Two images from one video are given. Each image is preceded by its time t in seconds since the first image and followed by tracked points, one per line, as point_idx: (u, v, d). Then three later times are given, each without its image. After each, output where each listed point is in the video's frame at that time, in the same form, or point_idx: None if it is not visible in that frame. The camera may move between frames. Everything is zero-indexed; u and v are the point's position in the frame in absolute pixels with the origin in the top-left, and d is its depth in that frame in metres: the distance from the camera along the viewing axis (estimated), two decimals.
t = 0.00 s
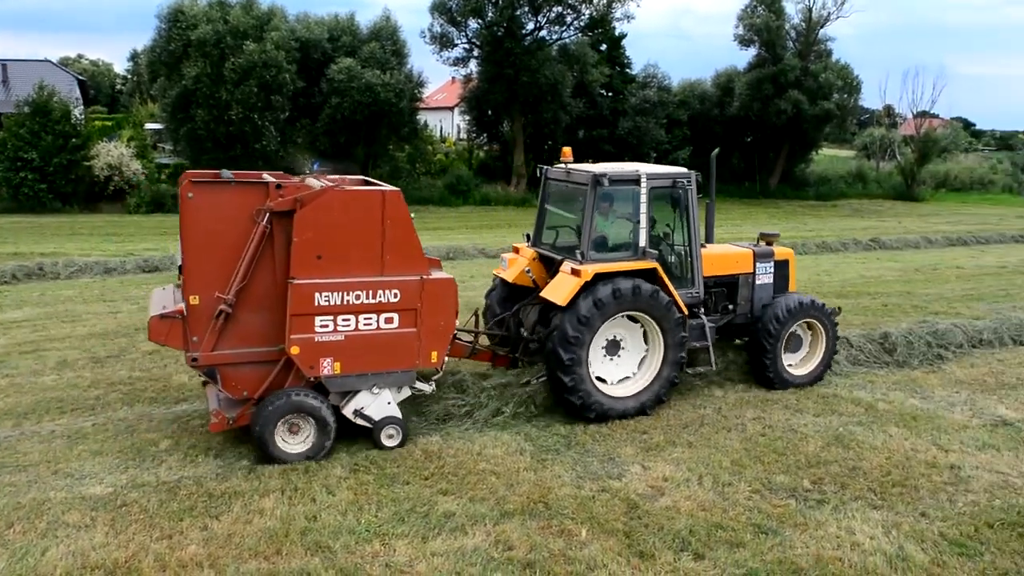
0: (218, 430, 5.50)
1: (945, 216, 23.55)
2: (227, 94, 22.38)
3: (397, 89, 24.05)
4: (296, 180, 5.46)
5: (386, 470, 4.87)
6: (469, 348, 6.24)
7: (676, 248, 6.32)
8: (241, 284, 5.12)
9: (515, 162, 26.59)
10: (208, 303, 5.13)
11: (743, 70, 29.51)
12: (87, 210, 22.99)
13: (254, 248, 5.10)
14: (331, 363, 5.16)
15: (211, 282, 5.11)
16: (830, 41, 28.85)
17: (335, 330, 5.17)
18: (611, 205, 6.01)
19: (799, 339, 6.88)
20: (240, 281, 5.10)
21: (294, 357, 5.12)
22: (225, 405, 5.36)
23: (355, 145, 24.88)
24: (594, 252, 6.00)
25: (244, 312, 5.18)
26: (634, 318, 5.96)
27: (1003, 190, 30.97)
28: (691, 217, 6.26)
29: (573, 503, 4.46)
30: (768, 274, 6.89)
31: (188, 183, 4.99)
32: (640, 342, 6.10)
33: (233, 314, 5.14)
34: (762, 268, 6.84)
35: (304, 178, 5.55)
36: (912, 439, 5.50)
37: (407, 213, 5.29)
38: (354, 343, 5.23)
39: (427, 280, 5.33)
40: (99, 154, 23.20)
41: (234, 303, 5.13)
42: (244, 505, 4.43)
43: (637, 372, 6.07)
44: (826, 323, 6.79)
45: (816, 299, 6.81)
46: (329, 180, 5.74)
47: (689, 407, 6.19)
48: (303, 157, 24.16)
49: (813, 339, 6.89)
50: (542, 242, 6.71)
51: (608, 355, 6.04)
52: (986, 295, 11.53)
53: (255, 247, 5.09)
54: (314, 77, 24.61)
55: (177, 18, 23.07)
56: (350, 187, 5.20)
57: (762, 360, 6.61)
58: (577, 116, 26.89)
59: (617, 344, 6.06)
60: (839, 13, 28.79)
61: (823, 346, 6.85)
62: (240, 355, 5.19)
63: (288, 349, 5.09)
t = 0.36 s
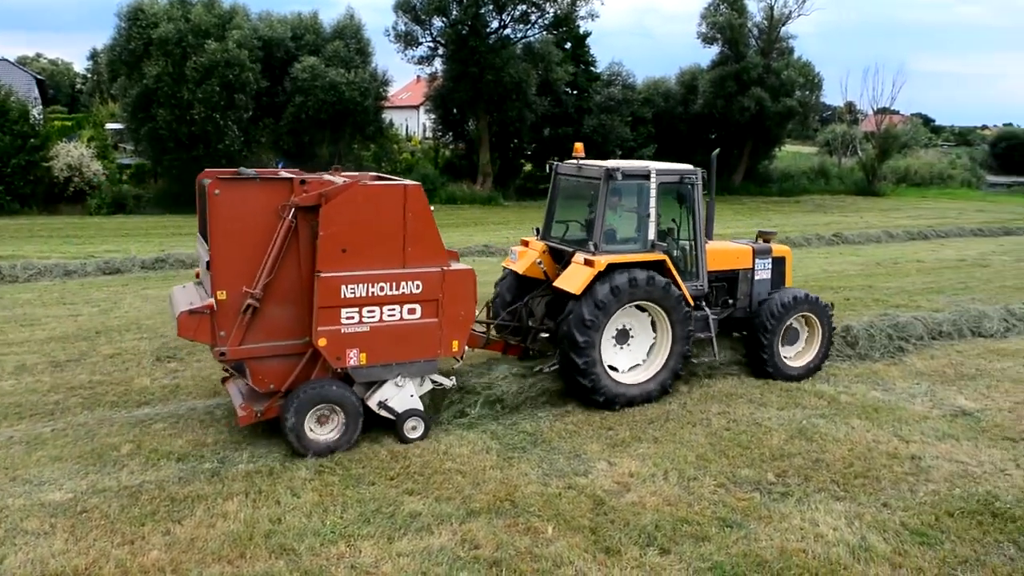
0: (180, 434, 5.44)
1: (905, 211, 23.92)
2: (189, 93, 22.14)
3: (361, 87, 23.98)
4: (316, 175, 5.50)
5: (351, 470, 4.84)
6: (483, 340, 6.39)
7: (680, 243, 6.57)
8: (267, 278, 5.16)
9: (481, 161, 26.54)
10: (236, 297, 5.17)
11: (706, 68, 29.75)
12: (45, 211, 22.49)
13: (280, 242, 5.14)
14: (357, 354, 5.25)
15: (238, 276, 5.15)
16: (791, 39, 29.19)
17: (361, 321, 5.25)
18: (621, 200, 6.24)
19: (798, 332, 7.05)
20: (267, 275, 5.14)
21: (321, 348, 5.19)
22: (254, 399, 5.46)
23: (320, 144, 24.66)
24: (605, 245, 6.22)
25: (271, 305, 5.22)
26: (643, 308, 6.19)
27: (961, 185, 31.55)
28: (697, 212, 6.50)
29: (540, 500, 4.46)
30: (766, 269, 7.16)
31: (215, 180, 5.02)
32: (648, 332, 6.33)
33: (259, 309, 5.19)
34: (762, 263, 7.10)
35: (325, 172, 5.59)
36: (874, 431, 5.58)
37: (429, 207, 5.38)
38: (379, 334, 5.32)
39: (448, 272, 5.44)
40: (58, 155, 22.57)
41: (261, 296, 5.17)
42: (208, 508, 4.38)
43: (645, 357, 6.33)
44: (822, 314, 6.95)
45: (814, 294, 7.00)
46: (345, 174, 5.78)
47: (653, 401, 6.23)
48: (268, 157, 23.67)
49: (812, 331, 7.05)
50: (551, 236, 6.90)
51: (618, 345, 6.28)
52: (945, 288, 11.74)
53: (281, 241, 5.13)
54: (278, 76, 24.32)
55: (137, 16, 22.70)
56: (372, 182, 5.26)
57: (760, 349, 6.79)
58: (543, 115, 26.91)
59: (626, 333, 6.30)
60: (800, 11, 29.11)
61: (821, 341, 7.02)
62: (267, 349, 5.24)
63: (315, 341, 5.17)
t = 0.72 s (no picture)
0: (128, 439, 5.35)
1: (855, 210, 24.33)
2: (139, 92, 21.75)
3: (315, 87, 23.72)
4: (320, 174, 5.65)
5: (302, 473, 4.80)
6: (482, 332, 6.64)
7: (668, 239, 6.89)
8: (277, 274, 5.29)
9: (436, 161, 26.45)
10: (246, 294, 5.29)
11: (660, 69, 30.01)
12: None
13: (289, 239, 5.28)
14: (366, 347, 5.40)
15: (248, 273, 5.27)
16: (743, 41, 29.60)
17: (368, 315, 5.42)
18: (614, 197, 6.55)
19: (780, 328, 7.31)
20: (277, 271, 5.28)
21: (331, 342, 5.34)
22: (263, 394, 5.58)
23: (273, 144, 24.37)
24: (599, 240, 6.54)
25: (280, 301, 5.35)
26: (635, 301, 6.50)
27: (909, 184, 32.25)
28: (685, 210, 6.84)
29: (492, 500, 4.46)
30: (750, 267, 7.47)
31: (226, 180, 5.14)
32: (640, 324, 6.63)
33: (269, 304, 5.32)
34: (746, 261, 7.40)
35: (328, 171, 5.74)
36: (822, 426, 5.68)
37: (431, 203, 5.57)
38: (386, 327, 5.49)
39: (451, 266, 5.64)
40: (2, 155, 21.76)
41: (271, 293, 5.30)
42: (155, 514, 4.31)
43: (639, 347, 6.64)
44: (803, 310, 7.26)
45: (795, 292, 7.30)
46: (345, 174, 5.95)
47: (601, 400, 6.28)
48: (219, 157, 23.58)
49: (792, 327, 7.33)
50: (545, 233, 7.20)
51: (612, 336, 6.57)
52: (892, 285, 11.98)
53: (290, 238, 5.27)
54: (230, 75, 23.97)
55: (84, 13, 22.23)
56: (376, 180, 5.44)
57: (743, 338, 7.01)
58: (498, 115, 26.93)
59: (619, 325, 6.59)
60: (751, 14, 29.51)
61: (799, 336, 7.29)
62: (277, 344, 5.37)
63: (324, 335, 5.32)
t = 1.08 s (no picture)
0: (76, 448, 5.24)
1: (808, 208, 24.66)
2: (87, 93, 21.31)
3: (269, 88, 23.34)
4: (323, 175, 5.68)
5: (256, 478, 4.75)
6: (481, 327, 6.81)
7: (660, 236, 7.09)
8: (288, 276, 5.32)
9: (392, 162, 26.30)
10: (257, 296, 5.30)
11: (616, 69, 30.20)
12: None
13: (299, 241, 5.31)
14: (375, 345, 5.48)
15: (258, 275, 5.28)
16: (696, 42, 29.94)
17: (377, 314, 5.49)
18: (609, 196, 6.75)
19: (766, 323, 7.55)
20: (287, 273, 5.31)
21: (342, 341, 5.40)
22: (273, 393, 5.64)
23: (227, 147, 24.07)
24: (596, 238, 6.74)
25: (289, 302, 5.38)
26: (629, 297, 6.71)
27: (861, 182, 32.83)
28: (678, 208, 7.05)
29: (446, 501, 4.46)
30: (736, 264, 7.66)
31: (237, 184, 5.15)
32: (634, 318, 6.85)
33: (281, 306, 5.35)
34: (732, 259, 7.60)
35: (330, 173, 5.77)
36: (774, 421, 5.76)
37: (435, 204, 5.66)
38: (394, 325, 5.57)
39: (455, 265, 5.74)
40: None
41: (282, 294, 5.32)
42: (104, 523, 4.23)
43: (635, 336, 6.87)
44: (788, 306, 7.48)
45: (778, 286, 7.54)
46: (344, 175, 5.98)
47: (553, 400, 6.30)
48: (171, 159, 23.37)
49: (778, 322, 7.54)
50: (540, 231, 7.37)
51: (607, 330, 6.79)
52: (844, 282, 12.17)
53: (300, 239, 5.30)
54: (182, 76, 23.60)
55: (30, 13, 21.78)
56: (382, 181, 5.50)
57: (731, 335, 7.26)
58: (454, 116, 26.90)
59: (613, 319, 6.80)
60: (705, 15, 29.84)
61: (786, 330, 7.53)
62: (288, 344, 5.40)
63: (336, 335, 5.38)
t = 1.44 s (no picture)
0: (30, 457, 5.16)
1: (765, 203, 24.94)
2: (37, 96, 20.90)
3: (225, 89, 22.97)
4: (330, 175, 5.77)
5: (213, 483, 4.70)
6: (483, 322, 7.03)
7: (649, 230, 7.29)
8: (301, 274, 5.41)
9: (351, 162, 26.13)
10: (270, 294, 5.38)
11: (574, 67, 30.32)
12: None
13: (311, 239, 5.40)
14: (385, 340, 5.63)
15: (272, 273, 5.36)
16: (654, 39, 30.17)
17: (387, 309, 5.64)
18: (601, 192, 6.92)
19: (752, 314, 7.80)
20: (301, 271, 5.40)
21: (354, 336, 5.54)
22: (286, 389, 5.74)
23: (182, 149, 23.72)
24: (589, 233, 6.91)
25: (302, 299, 5.47)
26: (622, 289, 6.92)
27: (817, 177, 33.31)
28: (666, 203, 7.25)
29: (407, 501, 4.45)
30: (722, 258, 7.86)
31: (252, 184, 5.21)
32: (626, 309, 7.04)
33: (293, 303, 5.44)
34: (718, 252, 7.80)
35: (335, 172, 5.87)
36: (732, 413, 5.83)
37: (440, 202, 5.81)
38: (403, 320, 5.73)
39: (459, 261, 5.91)
40: None
41: (294, 292, 5.42)
42: (57, 534, 4.16)
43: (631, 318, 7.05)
44: (772, 296, 7.76)
45: (763, 277, 7.81)
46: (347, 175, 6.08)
47: (512, 397, 6.29)
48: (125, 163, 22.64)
49: (763, 312, 7.81)
50: (534, 228, 7.51)
51: (600, 322, 6.98)
52: (802, 275, 12.34)
53: (312, 238, 5.39)
54: (134, 78, 23.21)
55: None
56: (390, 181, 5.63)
57: (721, 327, 7.49)
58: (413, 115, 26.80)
59: (606, 311, 6.99)
60: (662, 13, 30.05)
61: (770, 318, 7.79)
62: (301, 340, 5.50)
63: (348, 330, 5.52)
